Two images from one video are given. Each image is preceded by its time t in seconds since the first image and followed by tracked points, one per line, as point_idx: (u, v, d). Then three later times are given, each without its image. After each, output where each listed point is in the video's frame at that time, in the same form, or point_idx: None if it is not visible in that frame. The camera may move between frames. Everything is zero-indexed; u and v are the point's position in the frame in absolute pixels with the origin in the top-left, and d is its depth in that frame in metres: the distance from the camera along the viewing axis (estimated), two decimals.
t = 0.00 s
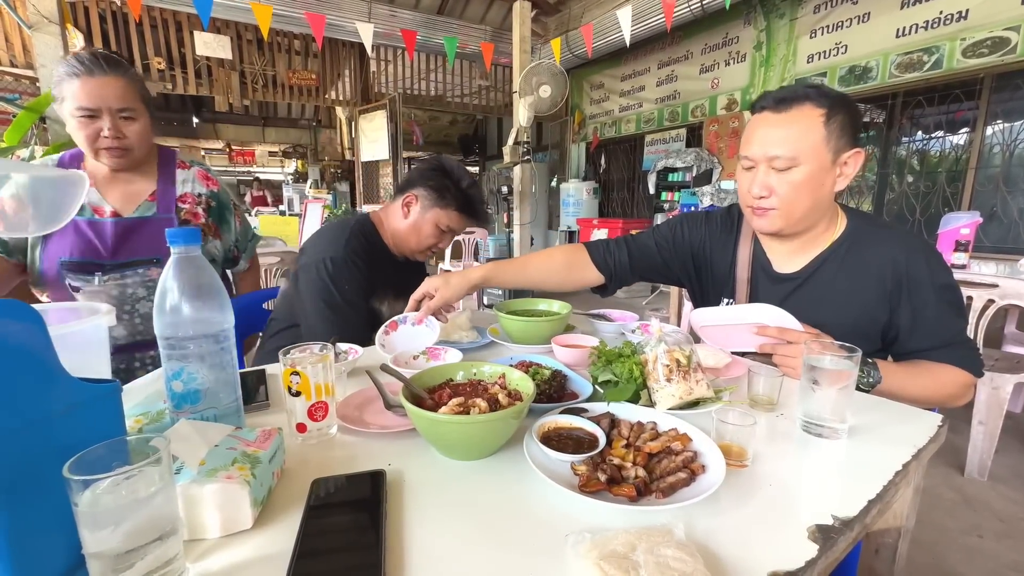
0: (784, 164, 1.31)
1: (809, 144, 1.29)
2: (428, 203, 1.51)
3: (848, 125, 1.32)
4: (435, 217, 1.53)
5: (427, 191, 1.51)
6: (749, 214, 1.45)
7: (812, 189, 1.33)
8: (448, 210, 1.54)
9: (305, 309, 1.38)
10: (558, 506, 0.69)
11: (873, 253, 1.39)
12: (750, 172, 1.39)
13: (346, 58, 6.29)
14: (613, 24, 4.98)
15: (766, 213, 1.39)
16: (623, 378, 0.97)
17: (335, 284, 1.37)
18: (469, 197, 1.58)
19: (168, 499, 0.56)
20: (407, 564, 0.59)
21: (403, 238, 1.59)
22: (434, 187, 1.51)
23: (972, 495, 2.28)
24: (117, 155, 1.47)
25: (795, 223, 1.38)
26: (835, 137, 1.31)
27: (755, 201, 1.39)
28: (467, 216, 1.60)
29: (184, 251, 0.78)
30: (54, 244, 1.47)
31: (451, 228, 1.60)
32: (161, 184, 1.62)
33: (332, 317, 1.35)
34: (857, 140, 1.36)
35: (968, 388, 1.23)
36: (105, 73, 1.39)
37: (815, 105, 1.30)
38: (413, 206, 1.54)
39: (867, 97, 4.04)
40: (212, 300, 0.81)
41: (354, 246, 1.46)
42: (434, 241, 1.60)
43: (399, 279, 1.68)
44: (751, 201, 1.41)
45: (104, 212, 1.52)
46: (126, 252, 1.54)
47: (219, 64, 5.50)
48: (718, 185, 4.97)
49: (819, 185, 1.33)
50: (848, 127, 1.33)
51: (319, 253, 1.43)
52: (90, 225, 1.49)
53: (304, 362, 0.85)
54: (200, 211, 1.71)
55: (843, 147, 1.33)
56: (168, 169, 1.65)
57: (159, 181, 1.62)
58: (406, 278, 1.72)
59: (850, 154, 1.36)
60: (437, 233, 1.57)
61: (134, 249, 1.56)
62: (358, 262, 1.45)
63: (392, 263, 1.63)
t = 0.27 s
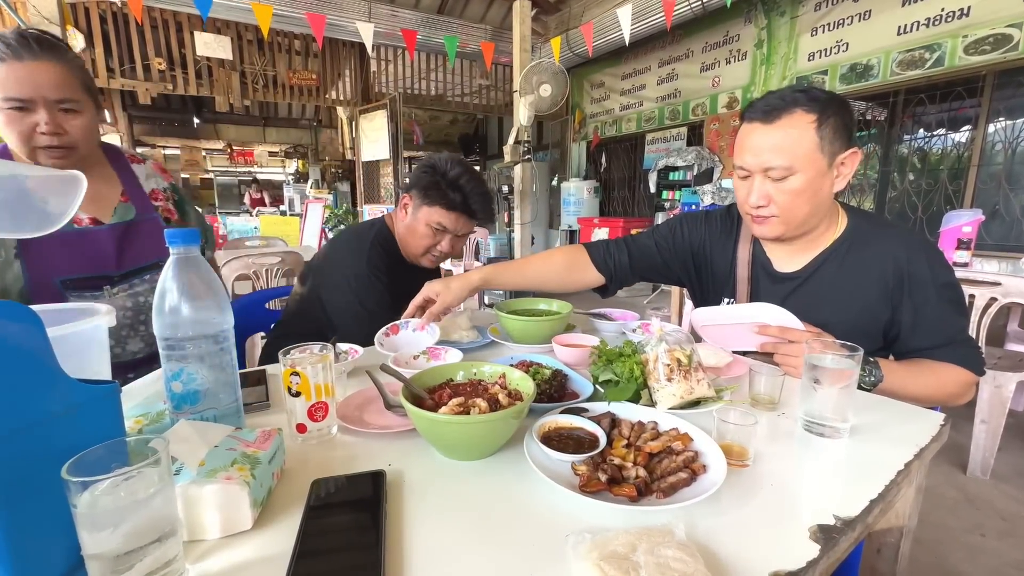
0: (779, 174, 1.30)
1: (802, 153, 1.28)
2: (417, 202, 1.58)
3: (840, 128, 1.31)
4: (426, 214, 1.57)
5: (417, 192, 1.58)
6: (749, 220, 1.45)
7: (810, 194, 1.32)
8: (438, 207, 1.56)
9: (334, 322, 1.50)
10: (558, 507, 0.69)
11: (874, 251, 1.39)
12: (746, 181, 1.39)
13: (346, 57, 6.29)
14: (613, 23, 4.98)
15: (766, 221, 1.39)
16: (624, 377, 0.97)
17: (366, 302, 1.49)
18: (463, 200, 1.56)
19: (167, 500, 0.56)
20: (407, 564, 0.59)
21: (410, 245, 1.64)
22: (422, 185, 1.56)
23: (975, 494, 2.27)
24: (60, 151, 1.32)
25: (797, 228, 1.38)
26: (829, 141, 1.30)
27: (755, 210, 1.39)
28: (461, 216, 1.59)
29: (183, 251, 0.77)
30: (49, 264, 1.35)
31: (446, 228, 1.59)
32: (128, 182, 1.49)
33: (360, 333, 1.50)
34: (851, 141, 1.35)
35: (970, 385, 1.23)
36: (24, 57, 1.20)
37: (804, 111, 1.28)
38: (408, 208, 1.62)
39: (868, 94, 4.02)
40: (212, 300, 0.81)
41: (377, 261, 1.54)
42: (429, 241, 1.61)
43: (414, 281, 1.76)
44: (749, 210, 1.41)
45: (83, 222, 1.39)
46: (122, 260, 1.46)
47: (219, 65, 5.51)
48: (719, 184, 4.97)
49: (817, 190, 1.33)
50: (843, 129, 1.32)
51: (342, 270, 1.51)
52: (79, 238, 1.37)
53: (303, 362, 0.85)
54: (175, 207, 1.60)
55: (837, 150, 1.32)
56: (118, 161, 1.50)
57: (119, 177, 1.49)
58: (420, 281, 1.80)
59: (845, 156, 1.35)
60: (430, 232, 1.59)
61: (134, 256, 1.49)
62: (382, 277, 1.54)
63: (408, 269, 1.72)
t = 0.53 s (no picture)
0: (782, 167, 1.30)
1: (806, 147, 1.28)
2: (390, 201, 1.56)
3: (844, 124, 1.31)
4: (398, 215, 1.56)
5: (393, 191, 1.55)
6: (750, 216, 1.45)
7: (812, 189, 1.32)
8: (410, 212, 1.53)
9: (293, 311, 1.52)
10: (557, 507, 0.69)
11: (875, 250, 1.39)
12: (748, 175, 1.39)
13: (345, 57, 6.28)
14: (612, 22, 4.97)
15: (767, 216, 1.39)
16: (623, 377, 0.96)
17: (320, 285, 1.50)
18: (429, 211, 1.49)
19: (164, 501, 0.55)
20: (406, 565, 0.59)
21: (384, 243, 1.64)
22: (399, 184, 1.53)
23: (975, 492, 2.28)
24: None
25: (796, 225, 1.38)
26: (832, 137, 1.29)
27: (755, 204, 1.39)
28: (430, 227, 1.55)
29: (180, 252, 0.77)
30: None
31: (411, 234, 1.56)
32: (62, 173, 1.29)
33: (310, 318, 1.48)
34: (854, 138, 1.35)
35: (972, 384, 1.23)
36: None
37: (809, 105, 1.28)
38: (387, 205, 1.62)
39: (868, 93, 4.01)
40: (209, 301, 0.81)
41: (346, 253, 1.56)
42: (395, 241, 1.60)
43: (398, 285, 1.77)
44: (750, 205, 1.40)
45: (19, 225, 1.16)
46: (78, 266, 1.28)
47: (218, 64, 5.50)
48: (719, 183, 4.97)
49: (819, 186, 1.32)
50: (846, 126, 1.32)
51: (312, 260, 1.54)
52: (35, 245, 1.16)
53: (302, 362, 0.85)
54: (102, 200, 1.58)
55: (840, 145, 1.31)
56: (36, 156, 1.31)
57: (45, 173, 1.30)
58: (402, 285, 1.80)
59: (847, 152, 1.35)
60: (397, 233, 1.58)
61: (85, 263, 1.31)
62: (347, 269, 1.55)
63: (387, 272, 1.73)
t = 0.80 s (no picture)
0: (785, 157, 1.30)
1: (811, 139, 1.29)
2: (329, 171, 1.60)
3: (851, 119, 1.32)
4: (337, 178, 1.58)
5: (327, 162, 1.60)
6: (750, 207, 1.45)
7: (815, 180, 1.32)
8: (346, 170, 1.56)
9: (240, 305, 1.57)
10: (556, 507, 0.69)
11: (875, 249, 1.40)
12: (751, 164, 1.39)
13: (345, 58, 6.28)
14: (612, 22, 4.97)
15: (767, 207, 1.38)
16: (622, 377, 0.97)
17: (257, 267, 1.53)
18: (365, 163, 1.54)
19: (166, 503, 0.56)
20: (406, 565, 0.59)
21: (336, 217, 1.65)
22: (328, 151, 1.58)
23: (974, 491, 2.28)
24: None
25: (795, 216, 1.37)
26: (838, 131, 1.31)
27: (756, 194, 1.39)
28: (370, 176, 1.55)
29: (181, 254, 0.78)
30: None
31: (355, 190, 1.56)
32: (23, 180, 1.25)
33: (244, 310, 1.51)
34: (858, 138, 1.36)
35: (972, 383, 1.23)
36: None
37: (818, 98, 1.29)
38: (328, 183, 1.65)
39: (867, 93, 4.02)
40: (209, 302, 0.81)
41: (290, 237, 1.59)
42: (343, 206, 1.60)
43: (364, 272, 1.73)
44: (752, 194, 1.40)
45: None
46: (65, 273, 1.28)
47: (217, 66, 5.49)
48: (718, 183, 4.97)
49: (821, 179, 1.33)
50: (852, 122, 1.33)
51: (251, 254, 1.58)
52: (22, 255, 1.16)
53: (302, 363, 0.85)
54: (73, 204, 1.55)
55: (846, 138, 1.32)
56: None
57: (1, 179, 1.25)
58: (375, 271, 1.75)
59: (852, 149, 1.36)
60: (341, 196, 1.58)
61: (69, 270, 1.30)
62: (290, 253, 1.58)
63: (350, 254, 1.71)
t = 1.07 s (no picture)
0: (789, 155, 1.30)
1: (814, 136, 1.28)
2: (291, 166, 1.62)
3: (852, 115, 1.32)
4: (300, 169, 1.60)
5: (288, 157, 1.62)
6: (754, 206, 1.45)
7: (818, 177, 1.32)
8: (307, 159, 1.58)
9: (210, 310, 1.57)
10: (556, 507, 0.69)
11: (878, 245, 1.39)
12: (754, 163, 1.38)
13: (344, 59, 6.27)
14: (611, 22, 4.97)
15: (772, 205, 1.38)
16: (622, 377, 0.96)
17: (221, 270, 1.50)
18: (324, 147, 1.56)
19: (164, 503, 0.56)
20: (405, 566, 0.59)
21: (307, 211, 1.65)
22: (287, 145, 1.60)
23: (973, 491, 2.28)
24: None
25: (799, 212, 1.37)
26: (839, 127, 1.30)
27: (761, 192, 1.38)
28: (333, 160, 1.58)
29: (180, 254, 0.78)
30: None
31: (321, 177, 1.57)
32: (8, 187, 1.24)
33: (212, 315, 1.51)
34: (860, 133, 1.36)
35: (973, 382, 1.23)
36: None
37: (818, 95, 1.29)
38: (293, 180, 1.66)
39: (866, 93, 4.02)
40: (207, 302, 0.81)
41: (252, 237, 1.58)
42: (312, 197, 1.60)
43: (337, 264, 1.72)
44: (756, 192, 1.40)
45: None
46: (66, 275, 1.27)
47: (216, 66, 5.48)
48: (717, 183, 4.98)
49: (825, 175, 1.33)
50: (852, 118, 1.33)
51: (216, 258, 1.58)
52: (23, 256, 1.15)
53: (301, 364, 0.85)
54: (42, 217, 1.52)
55: (847, 135, 1.32)
56: None
57: None
58: (350, 262, 1.74)
59: (853, 145, 1.36)
60: (308, 186, 1.59)
61: (70, 272, 1.30)
62: (253, 252, 1.56)
63: (318, 247, 1.70)
